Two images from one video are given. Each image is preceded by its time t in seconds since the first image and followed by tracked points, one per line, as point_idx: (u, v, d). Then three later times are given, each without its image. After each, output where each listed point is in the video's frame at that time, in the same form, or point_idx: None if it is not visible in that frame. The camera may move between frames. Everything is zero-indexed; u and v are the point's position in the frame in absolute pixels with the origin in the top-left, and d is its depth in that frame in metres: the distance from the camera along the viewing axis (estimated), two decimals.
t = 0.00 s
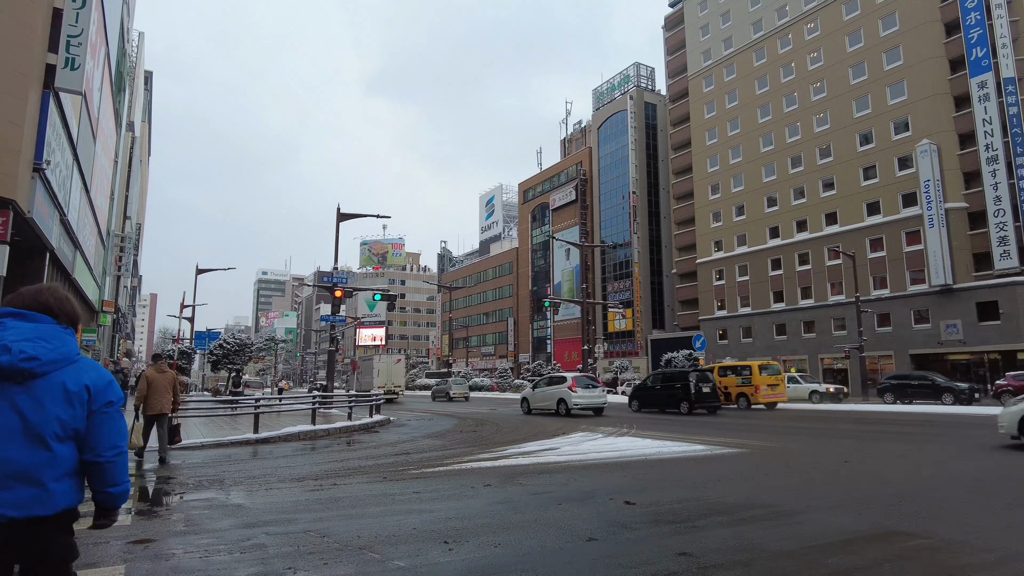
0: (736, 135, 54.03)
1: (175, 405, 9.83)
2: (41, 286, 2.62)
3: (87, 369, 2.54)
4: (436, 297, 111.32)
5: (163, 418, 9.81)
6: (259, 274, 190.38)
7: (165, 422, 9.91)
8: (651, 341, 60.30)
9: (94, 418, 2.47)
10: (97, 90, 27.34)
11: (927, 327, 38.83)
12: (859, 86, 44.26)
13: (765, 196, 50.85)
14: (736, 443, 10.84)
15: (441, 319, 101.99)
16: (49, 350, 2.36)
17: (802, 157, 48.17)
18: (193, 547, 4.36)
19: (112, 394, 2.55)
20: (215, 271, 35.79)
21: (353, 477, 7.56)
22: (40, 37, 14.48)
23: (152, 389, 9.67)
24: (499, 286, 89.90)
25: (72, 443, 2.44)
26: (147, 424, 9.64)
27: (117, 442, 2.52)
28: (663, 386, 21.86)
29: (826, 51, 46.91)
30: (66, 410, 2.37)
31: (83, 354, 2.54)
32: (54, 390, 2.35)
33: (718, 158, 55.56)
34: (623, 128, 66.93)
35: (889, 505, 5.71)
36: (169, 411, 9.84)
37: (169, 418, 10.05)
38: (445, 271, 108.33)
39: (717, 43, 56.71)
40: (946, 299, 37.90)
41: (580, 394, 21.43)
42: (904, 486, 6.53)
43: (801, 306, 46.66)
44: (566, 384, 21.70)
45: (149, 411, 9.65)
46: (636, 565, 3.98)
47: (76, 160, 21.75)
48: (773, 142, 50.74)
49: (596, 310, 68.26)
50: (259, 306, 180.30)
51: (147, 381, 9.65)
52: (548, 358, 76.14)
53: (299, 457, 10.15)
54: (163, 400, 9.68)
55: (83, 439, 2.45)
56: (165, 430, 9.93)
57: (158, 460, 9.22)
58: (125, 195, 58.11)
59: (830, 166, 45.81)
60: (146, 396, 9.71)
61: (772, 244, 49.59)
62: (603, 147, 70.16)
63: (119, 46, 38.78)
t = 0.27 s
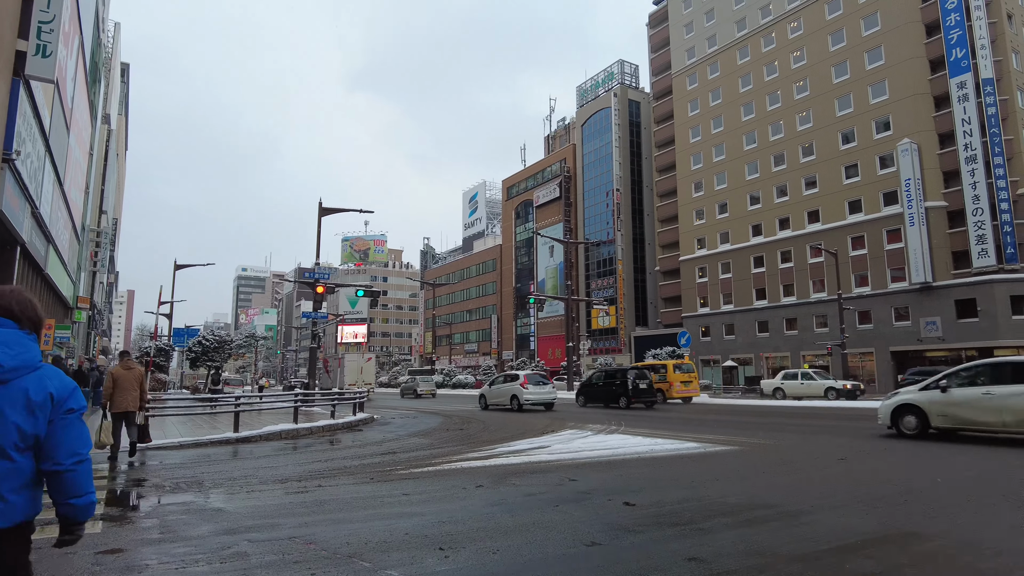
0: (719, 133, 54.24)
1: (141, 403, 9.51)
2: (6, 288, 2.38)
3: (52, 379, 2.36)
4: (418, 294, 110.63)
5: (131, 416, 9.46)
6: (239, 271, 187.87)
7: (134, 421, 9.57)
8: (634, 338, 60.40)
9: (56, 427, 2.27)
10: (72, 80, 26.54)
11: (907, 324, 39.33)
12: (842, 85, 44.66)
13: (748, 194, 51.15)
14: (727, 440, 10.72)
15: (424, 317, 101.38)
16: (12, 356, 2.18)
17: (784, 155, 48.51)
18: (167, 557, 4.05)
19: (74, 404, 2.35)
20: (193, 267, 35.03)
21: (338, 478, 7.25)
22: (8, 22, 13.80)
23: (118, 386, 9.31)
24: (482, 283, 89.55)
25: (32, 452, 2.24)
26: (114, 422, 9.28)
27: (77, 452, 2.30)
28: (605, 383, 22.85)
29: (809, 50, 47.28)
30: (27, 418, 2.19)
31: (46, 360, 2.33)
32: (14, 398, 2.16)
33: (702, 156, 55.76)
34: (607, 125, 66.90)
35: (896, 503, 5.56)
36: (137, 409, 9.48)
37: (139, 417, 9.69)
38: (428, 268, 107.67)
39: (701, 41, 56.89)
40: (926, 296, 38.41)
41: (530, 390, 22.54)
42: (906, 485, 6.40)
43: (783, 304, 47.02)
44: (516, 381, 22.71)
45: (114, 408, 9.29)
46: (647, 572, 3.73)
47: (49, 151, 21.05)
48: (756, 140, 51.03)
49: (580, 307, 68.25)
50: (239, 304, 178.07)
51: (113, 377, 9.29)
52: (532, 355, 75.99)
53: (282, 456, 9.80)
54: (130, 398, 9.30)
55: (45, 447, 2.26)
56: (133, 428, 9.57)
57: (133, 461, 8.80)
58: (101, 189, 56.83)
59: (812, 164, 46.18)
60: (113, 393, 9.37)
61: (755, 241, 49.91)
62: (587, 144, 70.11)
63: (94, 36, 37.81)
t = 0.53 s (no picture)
0: (708, 127, 54.25)
1: (116, 400, 9.20)
2: None
3: (33, 372, 2.55)
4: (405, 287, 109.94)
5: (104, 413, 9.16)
6: (222, 264, 185.64)
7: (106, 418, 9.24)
8: (622, 332, 60.43)
9: (36, 427, 2.49)
10: (49, 67, 25.73)
11: (893, 319, 39.71)
12: (830, 80, 44.80)
13: (736, 189, 51.25)
14: (725, 436, 10.58)
15: (410, 311, 100.78)
16: None
17: (773, 150, 48.63)
18: (152, 567, 3.75)
19: (57, 403, 2.57)
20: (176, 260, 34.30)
21: (331, 478, 6.94)
22: None
23: (90, 382, 9.02)
24: (470, 277, 89.12)
25: (18, 450, 2.48)
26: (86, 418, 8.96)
27: (64, 447, 2.53)
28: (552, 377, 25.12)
29: (798, 45, 47.37)
30: (4, 412, 2.38)
31: (22, 352, 2.52)
32: None
33: (690, 150, 55.76)
34: (595, 118, 66.65)
35: (915, 503, 5.38)
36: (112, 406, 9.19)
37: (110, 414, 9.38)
38: (414, 262, 106.98)
39: (689, 35, 56.75)
40: (912, 291, 38.77)
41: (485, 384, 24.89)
42: (920, 483, 6.25)
43: (771, 298, 47.22)
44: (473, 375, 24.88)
45: (88, 404, 9.01)
46: None
47: (25, 139, 20.37)
48: (744, 134, 51.10)
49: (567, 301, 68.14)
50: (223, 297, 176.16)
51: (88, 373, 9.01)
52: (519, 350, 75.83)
53: (271, 454, 9.45)
54: (104, 395, 9.02)
55: (29, 446, 2.50)
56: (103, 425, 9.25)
57: (114, 459, 8.40)
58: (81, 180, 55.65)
59: (800, 159, 46.34)
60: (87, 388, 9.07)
61: (743, 236, 50.04)
62: (575, 137, 69.84)
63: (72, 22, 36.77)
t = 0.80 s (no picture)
0: (700, 127, 54.24)
1: (99, 399, 8.99)
2: None
3: None
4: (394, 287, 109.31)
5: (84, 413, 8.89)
6: (210, 262, 183.99)
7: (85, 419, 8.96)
8: (614, 332, 60.34)
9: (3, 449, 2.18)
10: (33, 59, 25.04)
11: (884, 319, 39.92)
12: (823, 81, 44.96)
13: (729, 189, 51.25)
14: (728, 439, 10.41)
15: (400, 310, 100.17)
16: None
17: (765, 151, 48.72)
18: None
19: (26, 415, 2.28)
20: (163, 258, 33.66)
21: (330, 485, 6.59)
22: None
23: (73, 381, 8.78)
24: (460, 276, 88.70)
25: None
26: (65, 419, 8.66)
27: (38, 459, 2.26)
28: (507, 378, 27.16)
29: (791, 45, 47.49)
30: None
31: None
32: None
33: (682, 150, 55.74)
34: (588, 118, 66.50)
35: (940, 510, 5.23)
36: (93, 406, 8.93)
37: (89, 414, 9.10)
38: (404, 261, 106.33)
39: (682, 34, 56.72)
40: (903, 292, 38.98)
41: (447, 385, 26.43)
42: (940, 488, 6.10)
43: (762, 298, 47.31)
44: (434, 376, 26.78)
45: (69, 403, 8.72)
46: None
47: (8, 133, 19.76)
48: (736, 134, 51.14)
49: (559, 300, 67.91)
50: (211, 296, 174.56)
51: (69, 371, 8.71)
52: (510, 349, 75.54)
53: (265, 459, 9.09)
54: (87, 393, 8.79)
55: None
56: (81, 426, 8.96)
57: (99, 465, 7.99)
58: (65, 176, 54.59)
59: (792, 159, 46.45)
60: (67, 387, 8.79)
61: (735, 236, 50.09)
62: (567, 137, 69.62)
63: (57, 15, 35.99)
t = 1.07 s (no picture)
0: (693, 128, 54.25)
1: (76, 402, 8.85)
2: None
3: None
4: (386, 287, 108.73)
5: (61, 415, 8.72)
6: (199, 262, 182.46)
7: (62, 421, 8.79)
8: (606, 333, 60.23)
9: None
10: (18, 54, 24.50)
11: (877, 320, 40.10)
12: (816, 82, 45.15)
13: (722, 190, 51.26)
14: (731, 441, 10.26)
15: (391, 310, 99.64)
16: None
17: (758, 151, 48.82)
18: None
19: None
20: (151, 257, 33.13)
21: (326, 493, 6.33)
22: None
23: (50, 384, 8.56)
24: (452, 276, 88.36)
25: None
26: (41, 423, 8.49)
27: None
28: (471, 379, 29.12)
29: (784, 46, 47.66)
30: None
31: None
32: None
33: (675, 151, 55.74)
34: (581, 118, 66.37)
35: (962, 519, 5.08)
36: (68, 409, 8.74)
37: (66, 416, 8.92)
38: (395, 260, 105.79)
39: (676, 35, 56.71)
40: (896, 293, 39.19)
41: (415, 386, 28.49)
42: (956, 495, 5.96)
43: (755, 299, 47.38)
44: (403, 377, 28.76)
45: (46, 407, 8.49)
46: None
47: None
48: (729, 135, 51.20)
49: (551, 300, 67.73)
50: (200, 296, 173.06)
51: (47, 374, 8.49)
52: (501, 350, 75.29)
53: (257, 464, 8.79)
54: (65, 396, 8.62)
55: None
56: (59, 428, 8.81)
57: (82, 472, 7.64)
58: (51, 174, 53.72)
59: (785, 160, 46.56)
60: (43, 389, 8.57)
61: (727, 237, 50.10)
62: (560, 137, 69.43)
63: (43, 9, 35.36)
